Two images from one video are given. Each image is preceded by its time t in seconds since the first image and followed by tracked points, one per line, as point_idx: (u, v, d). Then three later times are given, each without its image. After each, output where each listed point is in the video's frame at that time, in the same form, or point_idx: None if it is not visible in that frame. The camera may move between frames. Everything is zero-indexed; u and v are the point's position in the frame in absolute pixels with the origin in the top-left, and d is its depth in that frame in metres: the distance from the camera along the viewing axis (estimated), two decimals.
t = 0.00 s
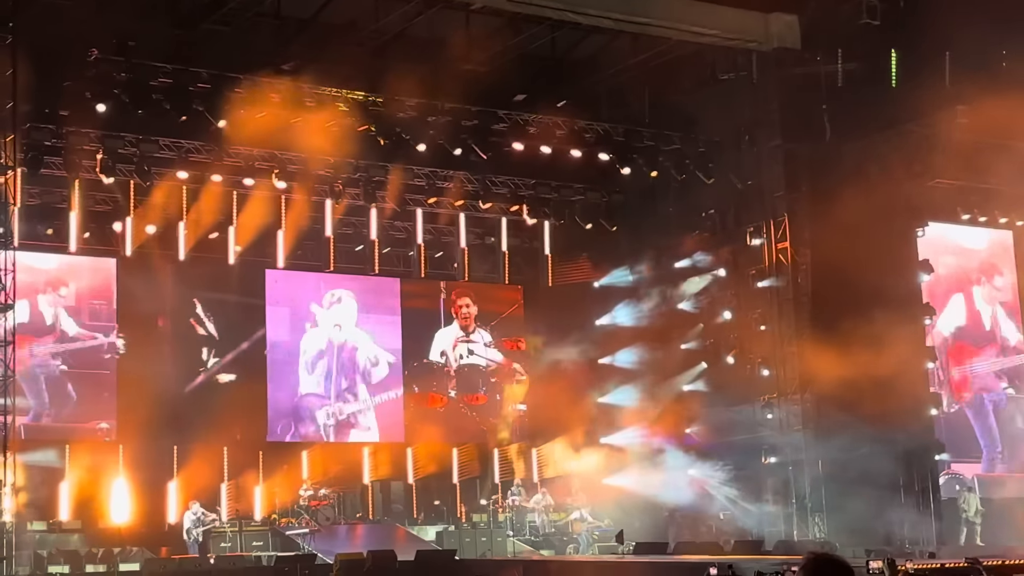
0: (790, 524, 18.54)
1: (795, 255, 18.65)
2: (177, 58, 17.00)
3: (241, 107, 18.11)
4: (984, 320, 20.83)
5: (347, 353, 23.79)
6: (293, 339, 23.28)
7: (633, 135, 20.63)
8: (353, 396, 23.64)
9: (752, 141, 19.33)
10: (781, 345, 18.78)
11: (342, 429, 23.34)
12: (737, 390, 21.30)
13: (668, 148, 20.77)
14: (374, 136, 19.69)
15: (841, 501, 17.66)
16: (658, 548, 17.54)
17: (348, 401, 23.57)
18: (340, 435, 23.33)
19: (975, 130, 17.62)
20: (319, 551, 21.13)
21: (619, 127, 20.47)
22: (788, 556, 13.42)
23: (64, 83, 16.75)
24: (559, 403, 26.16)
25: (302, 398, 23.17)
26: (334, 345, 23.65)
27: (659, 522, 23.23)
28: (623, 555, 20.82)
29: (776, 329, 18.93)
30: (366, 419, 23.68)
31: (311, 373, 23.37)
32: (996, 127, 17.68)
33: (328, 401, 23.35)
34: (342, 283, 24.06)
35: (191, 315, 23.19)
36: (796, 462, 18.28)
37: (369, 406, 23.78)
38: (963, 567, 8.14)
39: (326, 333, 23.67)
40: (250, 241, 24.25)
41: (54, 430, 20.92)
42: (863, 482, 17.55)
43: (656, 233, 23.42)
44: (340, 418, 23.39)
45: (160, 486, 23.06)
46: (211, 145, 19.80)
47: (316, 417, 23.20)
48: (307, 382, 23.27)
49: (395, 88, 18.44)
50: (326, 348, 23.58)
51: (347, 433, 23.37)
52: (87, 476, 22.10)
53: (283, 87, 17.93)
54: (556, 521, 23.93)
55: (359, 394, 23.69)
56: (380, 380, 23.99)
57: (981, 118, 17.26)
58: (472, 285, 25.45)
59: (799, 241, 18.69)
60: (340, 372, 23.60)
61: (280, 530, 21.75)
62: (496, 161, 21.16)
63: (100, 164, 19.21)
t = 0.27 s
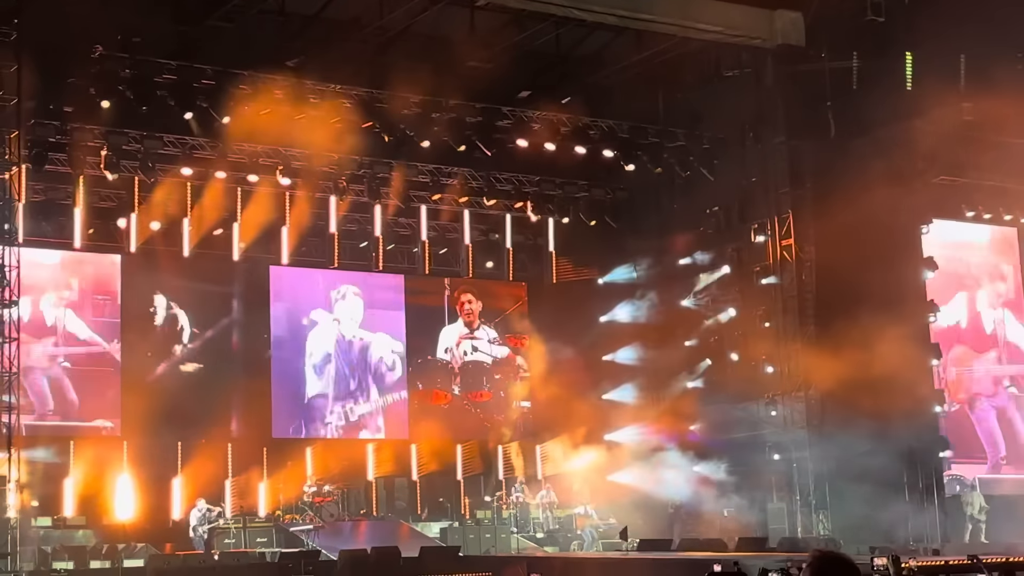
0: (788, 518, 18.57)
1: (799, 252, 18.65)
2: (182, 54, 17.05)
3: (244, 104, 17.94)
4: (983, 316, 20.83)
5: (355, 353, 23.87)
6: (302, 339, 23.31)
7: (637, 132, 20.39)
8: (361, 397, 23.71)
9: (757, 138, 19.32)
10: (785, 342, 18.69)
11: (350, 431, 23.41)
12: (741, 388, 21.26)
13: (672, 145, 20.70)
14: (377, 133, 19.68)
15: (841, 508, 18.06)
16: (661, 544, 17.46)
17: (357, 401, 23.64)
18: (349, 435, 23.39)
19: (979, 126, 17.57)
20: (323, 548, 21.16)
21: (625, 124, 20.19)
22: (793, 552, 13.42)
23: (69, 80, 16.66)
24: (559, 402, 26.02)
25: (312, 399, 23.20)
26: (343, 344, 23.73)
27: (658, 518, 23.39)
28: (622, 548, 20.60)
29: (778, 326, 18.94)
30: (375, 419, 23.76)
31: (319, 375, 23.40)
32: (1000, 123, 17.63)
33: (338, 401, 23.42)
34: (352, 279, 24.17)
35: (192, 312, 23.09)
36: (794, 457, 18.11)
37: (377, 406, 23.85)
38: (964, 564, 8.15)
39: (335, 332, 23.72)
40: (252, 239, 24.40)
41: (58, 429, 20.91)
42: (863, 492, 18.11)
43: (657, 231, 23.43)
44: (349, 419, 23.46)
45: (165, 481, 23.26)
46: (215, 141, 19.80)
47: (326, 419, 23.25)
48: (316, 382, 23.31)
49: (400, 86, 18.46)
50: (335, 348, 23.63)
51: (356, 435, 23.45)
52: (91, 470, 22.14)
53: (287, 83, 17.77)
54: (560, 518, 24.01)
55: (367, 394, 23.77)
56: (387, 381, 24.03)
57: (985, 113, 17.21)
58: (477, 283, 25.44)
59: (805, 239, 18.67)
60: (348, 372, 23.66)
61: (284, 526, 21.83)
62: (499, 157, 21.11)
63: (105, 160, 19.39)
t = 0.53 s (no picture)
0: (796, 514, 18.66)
1: (806, 248, 18.62)
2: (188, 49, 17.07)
3: (251, 100, 17.87)
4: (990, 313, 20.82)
5: (351, 342, 23.96)
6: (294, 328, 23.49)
7: (645, 128, 20.18)
8: (359, 386, 23.76)
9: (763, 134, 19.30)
10: (792, 338, 18.67)
11: (346, 419, 23.48)
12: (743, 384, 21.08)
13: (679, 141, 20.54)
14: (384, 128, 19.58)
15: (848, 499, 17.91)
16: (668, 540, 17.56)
17: (354, 390, 23.71)
18: (346, 424, 23.46)
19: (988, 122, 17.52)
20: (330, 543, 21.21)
21: (631, 119, 19.95)
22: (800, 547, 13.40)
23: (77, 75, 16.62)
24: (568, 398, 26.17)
25: (305, 386, 23.37)
26: (338, 333, 23.85)
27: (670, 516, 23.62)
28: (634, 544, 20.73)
29: (784, 324, 18.85)
30: (374, 408, 23.80)
31: (315, 361, 23.57)
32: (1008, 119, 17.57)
33: (334, 389, 23.53)
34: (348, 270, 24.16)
35: (200, 308, 23.01)
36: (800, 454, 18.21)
37: (376, 395, 23.89)
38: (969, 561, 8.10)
39: (330, 323, 23.79)
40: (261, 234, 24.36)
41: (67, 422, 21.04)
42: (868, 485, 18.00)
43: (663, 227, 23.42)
44: (345, 407, 23.55)
45: (172, 476, 23.17)
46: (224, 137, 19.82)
47: (321, 406, 23.39)
48: (309, 369, 23.49)
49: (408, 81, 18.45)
50: (330, 338, 23.77)
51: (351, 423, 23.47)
52: (99, 465, 22.14)
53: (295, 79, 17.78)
54: (568, 513, 24.15)
55: (364, 384, 23.81)
56: (384, 371, 24.07)
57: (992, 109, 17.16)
58: (485, 278, 25.31)
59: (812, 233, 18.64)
60: (343, 361, 23.78)
61: (291, 521, 21.86)
62: (506, 153, 21.13)
63: (114, 156, 19.48)
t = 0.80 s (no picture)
0: (802, 510, 18.78)
1: (814, 243, 18.67)
2: (196, 44, 17.07)
3: (260, 94, 18.02)
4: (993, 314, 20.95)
5: (356, 343, 23.79)
6: (301, 325, 23.33)
7: (652, 123, 20.49)
8: (364, 388, 23.55)
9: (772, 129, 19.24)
10: (800, 334, 18.80)
11: (351, 421, 23.22)
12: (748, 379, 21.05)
13: (687, 135, 20.82)
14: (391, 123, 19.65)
15: (857, 495, 17.97)
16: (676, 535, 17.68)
17: (359, 392, 23.48)
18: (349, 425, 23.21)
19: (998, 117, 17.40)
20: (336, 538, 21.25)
21: (639, 116, 20.26)
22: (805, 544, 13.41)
23: (85, 69, 16.77)
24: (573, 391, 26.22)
25: (309, 386, 23.10)
26: (344, 333, 23.70)
27: (672, 512, 23.73)
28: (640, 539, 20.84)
29: (791, 319, 18.94)
30: (379, 413, 23.58)
31: (320, 361, 23.36)
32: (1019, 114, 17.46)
33: (337, 390, 23.31)
34: (357, 268, 24.13)
35: (211, 301, 23.25)
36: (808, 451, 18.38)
37: (381, 399, 23.69)
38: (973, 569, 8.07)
39: (336, 322, 23.69)
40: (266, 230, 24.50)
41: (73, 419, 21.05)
42: (874, 481, 18.11)
43: (669, 222, 23.38)
44: (349, 410, 23.27)
45: (181, 470, 23.32)
46: (231, 132, 19.87)
47: (323, 406, 23.12)
48: (314, 369, 23.25)
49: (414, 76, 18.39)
50: (336, 337, 23.63)
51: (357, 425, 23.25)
52: (108, 461, 22.17)
53: (303, 74, 17.89)
54: (575, 509, 24.30)
55: (370, 386, 23.61)
56: (388, 374, 23.93)
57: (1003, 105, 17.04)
58: (492, 275, 25.24)
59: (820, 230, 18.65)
60: (348, 362, 23.58)
61: (298, 516, 21.99)
62: (514, 148, 21.20)
63: (122, 150, 19.48)
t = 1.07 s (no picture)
0: (809, 504, 18.70)
1: (820, 238, 18.60)
2: (203, 39, 17.05)
3: (268, 89, 18.09)
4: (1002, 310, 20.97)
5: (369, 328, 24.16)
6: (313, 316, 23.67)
7: (659, 118, 20.50)
8: (376, 372, 23.96)
9: (779, 124, 19.19)
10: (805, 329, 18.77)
11: (363, 408, 23.61)
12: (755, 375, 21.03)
13: (694, 130, 20.92)
14: (398, 117, 19.68)
15: (865, 490, 17.94)
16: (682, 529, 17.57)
17: (372, 377, 23.90)
18: (361, 413, 23.58)
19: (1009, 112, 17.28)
20: (345, 532, 21.33)
21: (645, 110, 20.26)
22: (813, 539, 13.36)
23: (93, 64, 16.92)
24: (572, 385, 26.07)
25: (320, 373, 23.52)
26: (355, 319, 24.03)
27: (678, 508, 23.67)
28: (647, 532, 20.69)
29: (801, 315, 18.86)
30: (391, 397, 23.99)
31: (332, 349, 23.74)
32: None
33: (349, 378, 23.66)
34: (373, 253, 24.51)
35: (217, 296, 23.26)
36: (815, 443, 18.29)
37: (394, 381, 24.12)
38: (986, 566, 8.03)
39: (348, 307, 24.05)
40: (275, 225, 24.45)
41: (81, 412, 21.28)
42: (880, 475, 18.13)
43: (677, 217, 23.39)
44: (360, 397, 23.65)
45: (187, 464, 23.19)
46: (239, 127, 19.94)
47: (334, 396, 23.48)
48: (325, 356, 23.65)
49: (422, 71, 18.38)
50: (347, 324, 23.95)
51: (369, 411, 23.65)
52: (111, 456, 22.07)
53: (311, 67, 18.10)
54: (583, 504, 24.41)
55: (383, 372, 24.01)
56: (401, 360, 24.25)
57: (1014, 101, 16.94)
58: (500, 268, 25.59)
59: (827, 225, 18.60)
60: (360, 348, 23.94)
61: (306, 511, 22.06)
62: (521, 143, 21.23)
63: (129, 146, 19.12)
